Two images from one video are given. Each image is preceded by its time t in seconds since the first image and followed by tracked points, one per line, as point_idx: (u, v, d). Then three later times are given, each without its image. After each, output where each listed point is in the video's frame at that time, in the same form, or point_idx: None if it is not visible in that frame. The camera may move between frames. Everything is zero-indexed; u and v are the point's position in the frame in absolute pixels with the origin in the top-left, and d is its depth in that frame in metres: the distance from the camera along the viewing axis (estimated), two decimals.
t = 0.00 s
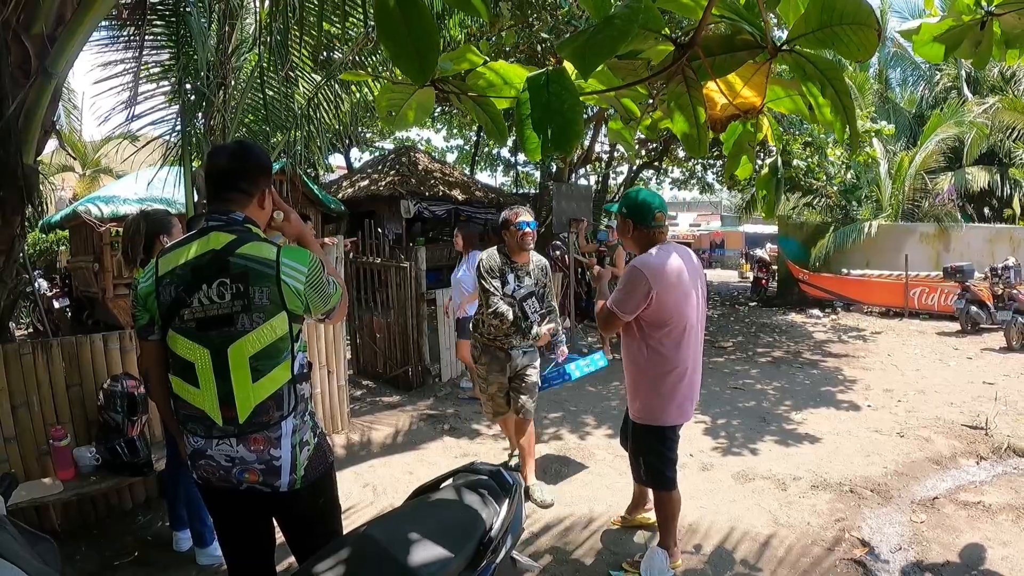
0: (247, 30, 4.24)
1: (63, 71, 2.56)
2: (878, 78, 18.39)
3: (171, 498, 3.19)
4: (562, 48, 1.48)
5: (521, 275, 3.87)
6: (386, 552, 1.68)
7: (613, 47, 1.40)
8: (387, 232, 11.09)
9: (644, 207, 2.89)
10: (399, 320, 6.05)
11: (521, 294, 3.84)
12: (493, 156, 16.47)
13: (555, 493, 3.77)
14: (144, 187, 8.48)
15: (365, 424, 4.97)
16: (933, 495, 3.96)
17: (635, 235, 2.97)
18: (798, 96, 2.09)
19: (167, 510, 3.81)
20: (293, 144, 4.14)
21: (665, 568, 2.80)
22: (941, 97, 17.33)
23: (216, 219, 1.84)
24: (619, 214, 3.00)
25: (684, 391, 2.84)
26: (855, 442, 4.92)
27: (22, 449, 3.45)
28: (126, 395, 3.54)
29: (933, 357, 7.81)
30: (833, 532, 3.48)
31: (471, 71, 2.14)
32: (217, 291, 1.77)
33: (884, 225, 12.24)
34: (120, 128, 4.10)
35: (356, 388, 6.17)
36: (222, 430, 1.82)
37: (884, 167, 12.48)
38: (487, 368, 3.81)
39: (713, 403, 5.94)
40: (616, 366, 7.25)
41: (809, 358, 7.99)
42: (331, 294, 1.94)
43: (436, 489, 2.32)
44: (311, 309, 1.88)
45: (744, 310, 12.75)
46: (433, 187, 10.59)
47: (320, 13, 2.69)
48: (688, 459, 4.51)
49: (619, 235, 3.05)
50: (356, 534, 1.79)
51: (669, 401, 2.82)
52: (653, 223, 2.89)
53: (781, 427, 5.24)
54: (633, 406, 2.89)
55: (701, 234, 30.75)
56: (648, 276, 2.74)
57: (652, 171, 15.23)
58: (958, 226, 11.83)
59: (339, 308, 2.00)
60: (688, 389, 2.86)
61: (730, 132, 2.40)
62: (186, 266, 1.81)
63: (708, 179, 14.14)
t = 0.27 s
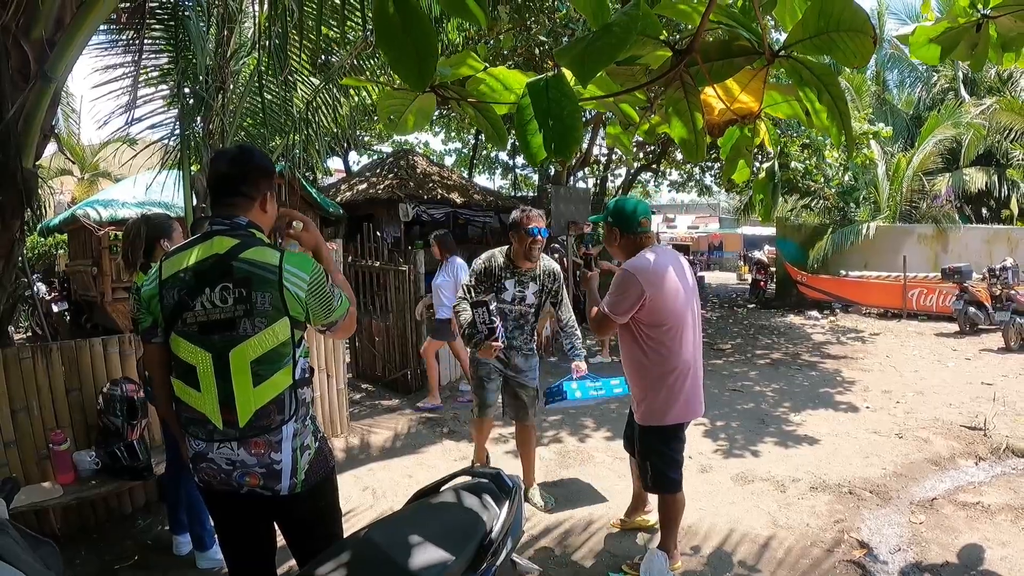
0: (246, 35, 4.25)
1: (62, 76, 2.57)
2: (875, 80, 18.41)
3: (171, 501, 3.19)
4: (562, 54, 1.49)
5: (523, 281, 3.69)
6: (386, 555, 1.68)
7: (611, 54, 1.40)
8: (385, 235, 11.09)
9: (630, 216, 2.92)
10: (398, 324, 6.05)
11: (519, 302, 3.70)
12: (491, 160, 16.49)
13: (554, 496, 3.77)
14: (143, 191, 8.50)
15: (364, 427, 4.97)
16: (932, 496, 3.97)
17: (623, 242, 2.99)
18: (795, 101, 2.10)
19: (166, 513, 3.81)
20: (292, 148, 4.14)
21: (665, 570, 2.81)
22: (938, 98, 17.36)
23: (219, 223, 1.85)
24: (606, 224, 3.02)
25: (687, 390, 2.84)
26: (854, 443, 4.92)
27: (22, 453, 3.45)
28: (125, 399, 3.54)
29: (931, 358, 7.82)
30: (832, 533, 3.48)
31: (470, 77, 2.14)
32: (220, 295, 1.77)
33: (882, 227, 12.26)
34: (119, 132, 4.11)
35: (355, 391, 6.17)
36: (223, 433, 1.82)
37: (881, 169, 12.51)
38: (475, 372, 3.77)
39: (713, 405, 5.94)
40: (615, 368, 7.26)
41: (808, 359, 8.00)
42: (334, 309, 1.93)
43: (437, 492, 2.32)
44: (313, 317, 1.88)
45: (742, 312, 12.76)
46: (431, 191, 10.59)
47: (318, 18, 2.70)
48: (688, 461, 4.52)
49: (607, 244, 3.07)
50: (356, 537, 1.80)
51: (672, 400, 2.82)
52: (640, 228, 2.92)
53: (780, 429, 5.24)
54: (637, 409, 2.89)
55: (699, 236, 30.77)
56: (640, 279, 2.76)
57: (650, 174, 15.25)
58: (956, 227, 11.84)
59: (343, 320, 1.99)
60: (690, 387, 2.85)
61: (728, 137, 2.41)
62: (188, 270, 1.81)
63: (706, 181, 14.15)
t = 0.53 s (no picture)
0: (243, 37, 4.25)
1: (61, 79, 2.57)
2: (872, 81, 18.45)
3: (170, 504, 3.18)
4: (559, 56, 1.49)
5: (510, 284, 3.64)
6: (386, 555, 1.69)
7: (608, 55, 1.41)
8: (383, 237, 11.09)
9: (625, 218, 2.91)
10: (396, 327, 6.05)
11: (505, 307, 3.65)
12: (489, 162, 16.49)
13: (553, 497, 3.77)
14: (141, 195, 8.48)
15: (363, 429, 4.97)
16: (931, 495, 3.97)
17: (618, 244, 2.99)
18: (791, 102, 2.10)
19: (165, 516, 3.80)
20: (290, 150, 4.14)
21: (664, 570, 2.81)
22: (935, 99, 17.40)
23: (221, 225, 1.86)
24: (600, 226, 3.01)
25: (686, 389, 2.85)
26: (853, 443, 4.92)
27: (21, 456, 3.44)
28: (124, 402, 3.54)
29: (929, 358, 7.83)
30: (831, 532, 3.49)
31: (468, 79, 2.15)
32: (221, 297, 1.77)
33: (880, 227, 12.31)
34: (117, 135, 4.10)
35: (354, 394, 6.17)
36: (225, 435, 1.83)
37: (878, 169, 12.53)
38: (465, 380, 3.59)
39: (711, 406, 5.94)
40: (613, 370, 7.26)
41: (806, 360, 8.00)
42: (333, 321, 1.88)
43: (436, 492, 2.32)
44: (316, 323, 1.86)
45: (740, 313, 12.77)
46: (429, 193, 10.59)
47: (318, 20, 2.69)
48: (686, 462, 4.52)
49: (601, 247, 3.08)
50: (356, 538, 1.80)
51: (672, 400, 2.82)
52: (634, 230, 2.93)
53: (779, 429, 5.25)
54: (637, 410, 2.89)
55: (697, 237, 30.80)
56: (638, 280, 2.76)
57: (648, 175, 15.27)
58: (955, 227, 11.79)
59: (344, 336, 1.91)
60: (689, 387, 2.86)
61: (725, 138, 2.42)
62: (189, 272, 1.81)
63: (704, 183, 14.17)
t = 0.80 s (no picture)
0: (241, 37, 4.25)
1: (58, 78, 2.57)
2: (869, 83, 18.48)
3: (167, 505, 3.18)
4: (558, 55, 1.49)
5: (483, 283, 3.68)
6: (383, 557, 1.68)
7: (606, 56, 1.41)
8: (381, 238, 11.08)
9: (622, 218, 2.91)
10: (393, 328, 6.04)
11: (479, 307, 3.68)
12: (486, 163, 16.48)
13: (550, 498, 3.77)
14: (138, 195, 8.46)
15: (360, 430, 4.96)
16: (928, 496, 3.98)
17: (617, 246, 2.99)
18: (789, 103, 2.10)
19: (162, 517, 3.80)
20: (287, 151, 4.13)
21: (662, 571, 2.81)
22: (932, 100, 17.43)
23: (223, 225, 1.85)
24: (597, 227, 3.01)
25: (686, 390, 2.85)
26: (850, 444, 4.93)
27: (17, 456, 3.43)
28: (121, 402, 3.55)
29: (926, 359, 7.84)
30: (828, 533, 3.49)
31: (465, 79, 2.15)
32: (223, 297, 1.77)
33: (877, 229, 12.32)
34: (114, 135, 4.10)
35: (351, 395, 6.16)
36: (225, 434, 1.82)
37: (875, 171, 12.56)
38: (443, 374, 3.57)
39: (708, 407, 5.95)
40: (610, 371, 7.26)
41: (803, 361, 8.02)
42: (334, 323, 1.91)
43: (434, 493, 2.32)
44: (318, 324, 1.87)
45: (738, 314, 12.77)
46: (426, 194, 10.58)
47: (316, 19, 2.69)
48: (684, 463, 4.52)
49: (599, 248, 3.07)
50: (353, 540, 1.79)
51: (671, 401, 2.83)
52: (633, 230, 2.92)
53: (776, 430, 5.25)
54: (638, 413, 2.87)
55: (694, 238, 30.81)
56: (638, 282, 2.76)
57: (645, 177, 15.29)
58: (950, 228, 11.83)
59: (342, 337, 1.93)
60: (688, 388, 2.86)
61: (722, 139, 2.42)
62: (191, 271, 1.81)
63: (702, 184, 14.17)
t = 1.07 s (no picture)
0: (240, 40, 4.26)
1: (58, 80, 2.57)
2: (867, 88, 18.53)
3: (164, 508, 3.18)
4: (556, 63, 1.50)
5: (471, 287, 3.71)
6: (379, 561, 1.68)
7: (603, 64, 1.42)
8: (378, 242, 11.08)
9: (644, 217, 2.87)
10: (391, 332, 6.05)
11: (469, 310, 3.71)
12: (484, 167, 16.49)
13: (547, 503, 3.77)
14: (136, 197, 8.45)
15: (357, 433, 4.95)
16: (925, 501, 3.98)
17: (635, 245, 2.95)
18: (785, 111, 2.11)
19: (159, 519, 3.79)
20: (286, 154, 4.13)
21: None
22: (929, 106, 17.50)
23: (222, 229, 1.85)
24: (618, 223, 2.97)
25: (683, 401, 2.87)
26: (847, 449, 4.94)
27: (14, 458, 3.43)
28: (119, 404, 3.55)
29: (923, 364, 7.85)
30: (825, 538, 3.50)
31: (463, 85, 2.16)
32: (224, 299, 1.77)
33: (874, 234, 12.29)
34: (113, 137, 4.10)
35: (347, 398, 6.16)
36: (226, 436, 1.83)
37: (873, 176, 12.59)
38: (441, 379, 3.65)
39: (705, 412, 5.95)
40: (608, 375, 7.25)
41: (800, 366, 8.02)
42: (330, 322, 1.91)
43: (430, 498, 2.32)
44: (317, 323, 1.88)
45: (735, 319, 12.78)
46: (424, 198, 10.59)
47: (314, 23, 2.69)
48: (681, 468, 4.52)
49: (617, 246, 3.03)
50: (350, 544, 1.79)
51: (669, 410, 2.84)
52: (654, 231, 2.88)
53: (773, 435, 5.26)
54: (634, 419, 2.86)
55: (692, 243, 30.84)
56: (653, 292, 2.73)
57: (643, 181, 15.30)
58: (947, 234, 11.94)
59: (338, 337, 1.93)
60: (686, 400, 2.88)
61: (719, 146, 2.43)
62: (191, 274, 1.81)
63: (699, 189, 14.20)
